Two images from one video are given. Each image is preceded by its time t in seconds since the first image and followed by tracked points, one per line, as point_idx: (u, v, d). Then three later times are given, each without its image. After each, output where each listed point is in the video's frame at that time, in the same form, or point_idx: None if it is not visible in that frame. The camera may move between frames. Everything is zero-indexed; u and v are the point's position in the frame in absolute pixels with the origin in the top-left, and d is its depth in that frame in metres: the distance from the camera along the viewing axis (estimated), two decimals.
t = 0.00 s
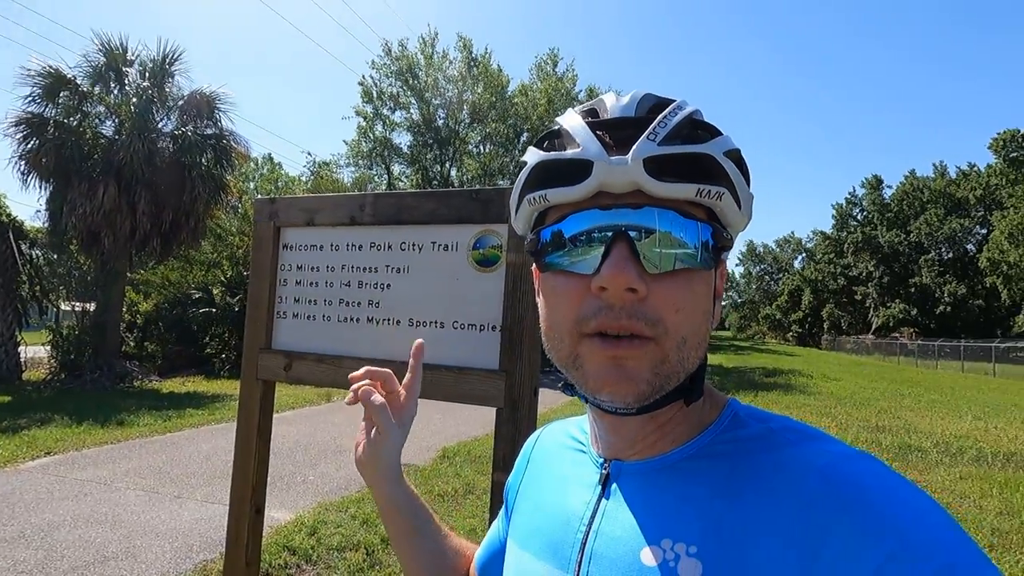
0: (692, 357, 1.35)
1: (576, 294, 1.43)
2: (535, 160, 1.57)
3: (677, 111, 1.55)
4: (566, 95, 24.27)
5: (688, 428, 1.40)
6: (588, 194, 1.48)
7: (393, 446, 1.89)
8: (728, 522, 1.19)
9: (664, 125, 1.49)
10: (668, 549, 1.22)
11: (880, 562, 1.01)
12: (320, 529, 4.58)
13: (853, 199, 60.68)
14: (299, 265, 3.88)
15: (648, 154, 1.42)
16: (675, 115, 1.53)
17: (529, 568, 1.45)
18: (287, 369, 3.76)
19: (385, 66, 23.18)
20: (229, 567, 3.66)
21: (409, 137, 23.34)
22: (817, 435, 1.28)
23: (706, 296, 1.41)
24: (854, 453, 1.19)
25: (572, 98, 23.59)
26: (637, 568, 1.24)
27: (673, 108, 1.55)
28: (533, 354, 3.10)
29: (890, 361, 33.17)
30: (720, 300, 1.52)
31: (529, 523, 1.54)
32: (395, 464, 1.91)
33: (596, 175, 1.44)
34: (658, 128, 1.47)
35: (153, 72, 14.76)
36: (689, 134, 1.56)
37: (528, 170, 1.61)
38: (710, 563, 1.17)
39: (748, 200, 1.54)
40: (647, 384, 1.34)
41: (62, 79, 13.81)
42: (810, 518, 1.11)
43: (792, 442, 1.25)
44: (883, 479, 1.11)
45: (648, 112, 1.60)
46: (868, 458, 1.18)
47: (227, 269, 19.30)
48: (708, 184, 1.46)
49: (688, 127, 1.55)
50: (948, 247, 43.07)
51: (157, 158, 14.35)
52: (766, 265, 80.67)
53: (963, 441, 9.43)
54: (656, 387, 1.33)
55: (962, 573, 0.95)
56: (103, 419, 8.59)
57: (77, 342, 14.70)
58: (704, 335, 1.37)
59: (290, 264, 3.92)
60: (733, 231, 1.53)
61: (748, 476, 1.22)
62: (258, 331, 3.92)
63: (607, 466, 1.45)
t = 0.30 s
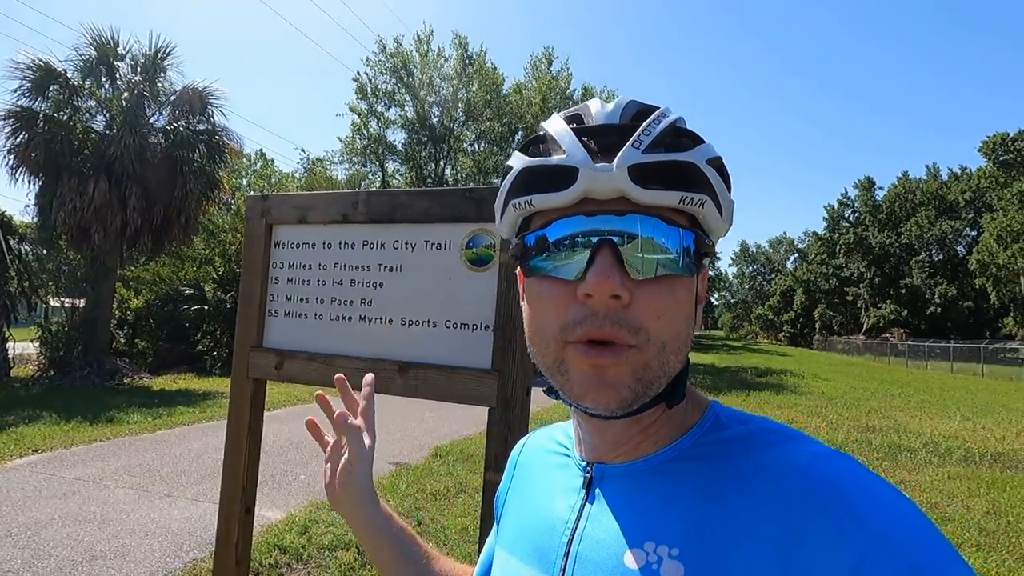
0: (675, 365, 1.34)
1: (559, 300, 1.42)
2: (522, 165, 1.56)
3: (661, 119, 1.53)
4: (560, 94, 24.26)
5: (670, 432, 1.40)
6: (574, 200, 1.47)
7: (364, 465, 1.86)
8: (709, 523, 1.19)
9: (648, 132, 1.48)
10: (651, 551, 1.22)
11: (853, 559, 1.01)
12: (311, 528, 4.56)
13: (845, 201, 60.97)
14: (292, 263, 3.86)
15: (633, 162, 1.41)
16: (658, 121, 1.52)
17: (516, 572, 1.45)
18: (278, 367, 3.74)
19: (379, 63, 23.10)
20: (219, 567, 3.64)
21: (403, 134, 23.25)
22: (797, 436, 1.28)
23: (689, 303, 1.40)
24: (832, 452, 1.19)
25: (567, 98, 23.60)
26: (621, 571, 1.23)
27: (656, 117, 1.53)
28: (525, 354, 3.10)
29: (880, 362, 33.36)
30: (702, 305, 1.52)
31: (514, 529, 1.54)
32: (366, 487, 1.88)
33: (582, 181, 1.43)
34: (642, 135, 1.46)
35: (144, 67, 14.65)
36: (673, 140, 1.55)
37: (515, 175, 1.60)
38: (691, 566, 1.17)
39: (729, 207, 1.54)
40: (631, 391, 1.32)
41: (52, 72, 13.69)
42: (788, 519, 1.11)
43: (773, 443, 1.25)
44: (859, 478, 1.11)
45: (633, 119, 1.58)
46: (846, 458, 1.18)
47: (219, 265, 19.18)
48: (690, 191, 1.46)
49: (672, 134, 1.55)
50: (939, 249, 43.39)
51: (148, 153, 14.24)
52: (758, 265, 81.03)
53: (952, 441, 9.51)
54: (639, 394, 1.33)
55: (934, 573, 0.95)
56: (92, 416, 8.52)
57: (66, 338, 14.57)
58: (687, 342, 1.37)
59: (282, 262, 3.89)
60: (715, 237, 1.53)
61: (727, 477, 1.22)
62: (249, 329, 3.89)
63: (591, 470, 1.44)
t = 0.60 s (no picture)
0: (665, 366, 1.33)
1: (550, 305, 1.41)
2: (508, 172, 1.55)
3: (644, 123, 1.51)
4: (560, 92, 24.24)
5: (660, 433, 1.39)
6: (562, 206, 1.46)
7: (412, 408, 1.86)
8: (704, 524, 1.18)
9: (632, 137, 1.46)
10: (646, 552, 1.22)
11: (845, 558, 1.01)
12: (308, 526, 4.55)
13: (844, 201, 60.99)
14: (289, 262, 3.85)
15: (619, 166, 1.40)
16: (642, 126, 1.51)
17: (514, 573, 1.44)
18: (276, 365, 3.73)
19: (379, 61, 23.06)
20: (216, 565, 3.63)
21: (403, 132, 23.24)
22: (792, 437, 1.27)
23: (678, 303, 1.40)
24: (822, 451, 1.19)
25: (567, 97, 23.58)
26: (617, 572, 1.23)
27: (639, 121, 1.51)
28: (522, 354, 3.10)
29: (879, 362, 33.37)
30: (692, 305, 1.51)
31: (511, 526, 1.54)
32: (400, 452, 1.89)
33: (568, 188, 1.42)
34: (627, 140, 1.45)
35: (144, 63, 14.64)
36: (657, 143, 1.54)
37: (502, 182, 1.59)
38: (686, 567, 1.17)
39: (717, 207, 1.53)
40: (622, 394, 1.32)
41: (52, 68, 13.66)
42: (782, 519, 1.10)
43: (767, 443, 1.25)
44: (850, 477, 1.11)
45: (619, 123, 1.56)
46: (840, 459, 1.18)
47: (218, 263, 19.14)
48: (677, 193, 1.45)
49: (656, 136, 1.53)
50: (938, 250, 43.44)
51: (148, 150, 14.21)
52: (757, 265, 81.10)
53: (949, 441, 9.52)
54: (631, 397, 1.32)
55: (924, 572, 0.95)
56: (90, 413, 8.51)
57: (64, 335, 14.54)
58: (677, 344, 1.36)
59: (280, 260, 3.89)
60: (703, 238, 1.52)
61: (719, 477, 1.22)
62: (248, 327, 3.89)
63: (587, 471, 1.44)
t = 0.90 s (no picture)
0: (670, 366, 1.34)
1: (556, 302, 1.41)
2: (518, 167, 1.54)
3: (656, 121, 1.51)
4: (565, 92, 24.24)
5: (663, 430, 1.39)
6: (571, 203, 1.46)
7: (398, 404, 1.91)
8: (704, 522, 1.18)
9: (645, 135, 1.46)
10: (646, 549, 1.22)
11: (842, 556, 1.01)
12: (313, 524, 4.57)
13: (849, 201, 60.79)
14: (295, 260, 3.87)
15: (631, 165, 1.40)
16: (654, 125, 1.51)
17: (514, 570, 1.44)
18: (281, 364, 3.74)
19: (385, 61, 23.11)
20: (221, 563, 3.65)
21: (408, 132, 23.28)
22: (794, 434, 1.27)
23: (683, 303, 1.40)
24: (823, 448, 1.19)
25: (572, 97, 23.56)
26: (616, 569, 1.23)
27: (651, 119, 1.52)
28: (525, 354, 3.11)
29: (884, 363, 33.22)
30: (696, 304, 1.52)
31: (512, 522, 1.54)
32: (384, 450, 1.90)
33: (579, 185, 1.42)
34: (639, 138, 1.45)
35: (151, 63, 14.70)
36: (668, 142, 1.54)
37: (510, 176, 1.58)
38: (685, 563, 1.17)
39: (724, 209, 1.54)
40: (628, 391, 1.32)
41: (59, 68, 13.74)
42: (782, 517, 1.10)
43: (767, 440, 1.25)
44: (848, 476, 1.11)
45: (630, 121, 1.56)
46: (841, 457, 1.18)
47: (224, 262, 19.21)
48: (685, 193, 1.46)
49: (667, 136, 1.53)
50: (945, 250, 43.22)
51: (154, 149, 14.27)
52: (762, 265, 80.91)
53: (955, 443, 9.48)
54: (637, 395, 1.32)
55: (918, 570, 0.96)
56: (96, 411, 8.56)
57: (71, 334, 14.60)
58: (682, 343, 1.36)
59: (286, 259, 3.91)
60: (709, 239, 1.53)
61: (718, 476, 1.22)
62: (253, 325, 3.91)
63: (586, 468, 1.44)
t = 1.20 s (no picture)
0: (667, 369, 1.34)
1: (552, 308, 1.42)
2: (509, 174, 1.55)
3: (646, 123, 1.51)
4: (568, 92, 24.23)
5: (661, 433, 1.39)
6: (563, 209, 1.46)
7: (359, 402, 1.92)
8: (704, 524, 1.18)
9: (634, 138, 1.46)
10: (647, 551, 1.22)
11: (844, 557, 1.01)
12: (320, 525, 4.59)
13: (856, 198, 60.42)
14: (300, 263, 3.89)
15: (620, 169, 1.40)
16: (644, 127, 1.50)
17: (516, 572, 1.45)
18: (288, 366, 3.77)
19: (389, 63, 23.17)
20: (229, 564, 3.67)
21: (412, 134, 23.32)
22: (795, 437, 1.27)
23: (679, 305, 1.40)
24: (824, 451, 1.19)
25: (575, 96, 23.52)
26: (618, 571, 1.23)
27: (640, 121, 1.51)
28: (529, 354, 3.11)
29: (893, 361, 33.02)
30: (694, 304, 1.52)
31: (512, 526, 1.54)
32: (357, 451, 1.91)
33: (569, 191, 1.42)
34: (628, 142, 1.44)
35: (157, 68, 14.79)
36: (660, 144, 1.53)
37: (502, 184, 1.59)
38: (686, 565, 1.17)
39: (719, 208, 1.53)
40: (623, 396, 1.32)
41: (67, 74, 13.86)
42: (782, 519, 1.10)
43: (767, 443, 1.25)
44: (851, 478, 1.11)
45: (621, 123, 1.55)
46: (843, 460, 1.17)
47: (230, 265, 19.28)
48: (678, 195, 1.45)
49: (657, 137, 1.53)
50: (953, 247, 42.89)
51: (161, 154, 14.35)
52: (768, 264, 80.63)
53: (965, 441, 9.40)
54: (632, 399, 1.32)
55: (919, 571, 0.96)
56: (106, 414, 8.63)
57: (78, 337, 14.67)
58: (678, 346, 1.36)
59: (292, 261, 3.92)
60: (705, 239, 1.52)
61: (719, 479, 1.22)
62: (259, 328, 3.93)
63: (588, 471, 1.45)
